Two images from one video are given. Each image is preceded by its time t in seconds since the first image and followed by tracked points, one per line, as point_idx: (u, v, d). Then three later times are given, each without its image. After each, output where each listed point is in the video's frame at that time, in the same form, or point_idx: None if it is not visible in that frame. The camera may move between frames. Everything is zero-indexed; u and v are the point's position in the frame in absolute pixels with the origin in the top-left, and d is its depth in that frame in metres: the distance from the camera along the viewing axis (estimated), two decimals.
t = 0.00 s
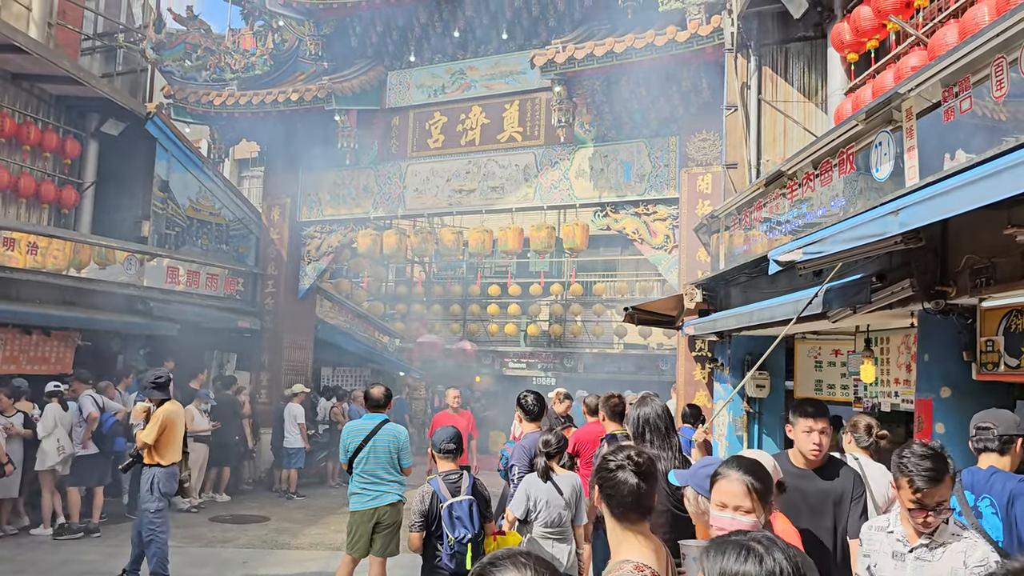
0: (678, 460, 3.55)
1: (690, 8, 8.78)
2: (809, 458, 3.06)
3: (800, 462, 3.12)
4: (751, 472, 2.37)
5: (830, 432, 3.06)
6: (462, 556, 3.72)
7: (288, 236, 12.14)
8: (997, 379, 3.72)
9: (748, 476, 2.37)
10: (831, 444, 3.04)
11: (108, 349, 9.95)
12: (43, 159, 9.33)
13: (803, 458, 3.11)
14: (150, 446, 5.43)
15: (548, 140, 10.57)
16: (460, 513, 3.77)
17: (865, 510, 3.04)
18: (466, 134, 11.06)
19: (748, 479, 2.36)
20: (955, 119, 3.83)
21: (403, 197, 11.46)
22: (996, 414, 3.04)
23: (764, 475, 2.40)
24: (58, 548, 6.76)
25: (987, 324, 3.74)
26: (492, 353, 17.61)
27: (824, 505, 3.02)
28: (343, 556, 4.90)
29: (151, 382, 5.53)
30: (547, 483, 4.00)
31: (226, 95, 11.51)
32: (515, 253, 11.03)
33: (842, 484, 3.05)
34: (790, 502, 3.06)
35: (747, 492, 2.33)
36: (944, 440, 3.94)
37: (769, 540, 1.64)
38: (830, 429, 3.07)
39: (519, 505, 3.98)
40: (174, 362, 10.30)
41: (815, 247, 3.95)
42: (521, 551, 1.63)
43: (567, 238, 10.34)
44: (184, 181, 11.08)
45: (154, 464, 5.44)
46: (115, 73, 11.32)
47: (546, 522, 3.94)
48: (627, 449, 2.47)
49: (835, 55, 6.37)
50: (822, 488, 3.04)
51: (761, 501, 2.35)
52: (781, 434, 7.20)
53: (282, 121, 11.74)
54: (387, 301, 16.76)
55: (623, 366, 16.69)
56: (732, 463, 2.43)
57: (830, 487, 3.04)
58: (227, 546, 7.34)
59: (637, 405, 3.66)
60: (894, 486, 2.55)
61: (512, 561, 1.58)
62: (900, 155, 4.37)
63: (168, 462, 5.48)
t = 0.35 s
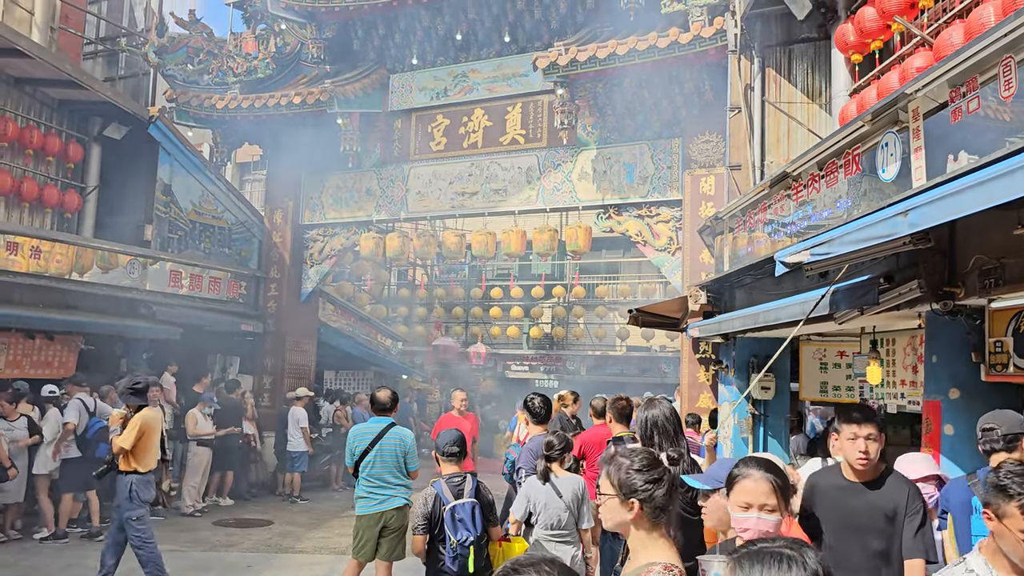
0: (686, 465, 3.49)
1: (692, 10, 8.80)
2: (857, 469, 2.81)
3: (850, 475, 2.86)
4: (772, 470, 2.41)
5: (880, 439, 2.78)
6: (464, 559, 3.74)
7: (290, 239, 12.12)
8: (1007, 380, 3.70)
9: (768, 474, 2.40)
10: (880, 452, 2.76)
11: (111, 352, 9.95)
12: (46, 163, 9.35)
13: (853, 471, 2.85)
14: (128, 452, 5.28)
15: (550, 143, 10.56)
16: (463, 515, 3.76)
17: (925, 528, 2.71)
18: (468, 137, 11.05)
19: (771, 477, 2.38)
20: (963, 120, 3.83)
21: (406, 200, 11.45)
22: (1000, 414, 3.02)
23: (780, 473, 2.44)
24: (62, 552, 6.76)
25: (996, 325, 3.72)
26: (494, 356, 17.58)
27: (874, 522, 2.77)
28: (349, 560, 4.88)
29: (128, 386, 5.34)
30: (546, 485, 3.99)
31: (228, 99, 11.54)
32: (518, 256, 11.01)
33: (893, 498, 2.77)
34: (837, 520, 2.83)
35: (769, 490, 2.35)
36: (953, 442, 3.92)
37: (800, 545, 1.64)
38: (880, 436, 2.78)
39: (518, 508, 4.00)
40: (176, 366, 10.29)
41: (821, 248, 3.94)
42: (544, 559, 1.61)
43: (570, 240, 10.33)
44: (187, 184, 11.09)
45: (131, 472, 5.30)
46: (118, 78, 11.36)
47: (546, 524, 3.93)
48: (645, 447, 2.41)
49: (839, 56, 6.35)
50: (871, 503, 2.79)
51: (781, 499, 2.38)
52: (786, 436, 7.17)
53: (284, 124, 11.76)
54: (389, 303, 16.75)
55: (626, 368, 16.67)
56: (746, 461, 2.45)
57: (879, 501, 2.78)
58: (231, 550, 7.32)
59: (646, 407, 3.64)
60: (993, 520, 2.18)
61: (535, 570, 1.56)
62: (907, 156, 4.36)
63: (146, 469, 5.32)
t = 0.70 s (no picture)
0: (676, 467, 3.45)
1: (684, 9, 8.80)
2: (888, 487, 2.52)
3: (881, 496, 2.56)
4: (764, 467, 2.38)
5: (909, 452, 2.53)
6: (455, 560, 3.65)
7: (281, 241, 12.01)
8: (998, 380, 3.68)
9: (760, 471, 2.37)
10: (911, 464, 2.50)
11: (101, 354, 9.87)
12: (36, 163, 9.28)
13: (884, 491, 2.55)
14: (79, 452, 4.96)
15: (543, 143, 10.53)
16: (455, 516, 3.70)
17: (976, 551, 2.37)
18: (461, 136, 11.00)
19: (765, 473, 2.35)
20: (954, 117, 3.81)
21: (398, 201, 11.39)
22: (1006, 409, 2.98)
23: (770, 471, 2.41)
24: (48, 556, 6.68)
25: (988, 324, 3.70)
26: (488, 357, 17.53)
27: (918, 549, 2.43)
28: (338, 562, 4.83)
29: (79, 385, 5.05)
30: (529, 486, 3.98)
31: (219, 99, 11.46)
32: (510, 257, 10.96)
33: (936, 518, 2.45)
34: (876, 550, 2.51)
35: (764, 486, 2.32)
36: (945, 442, 3.90)
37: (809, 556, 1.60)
38: (908, 448, 2.54)
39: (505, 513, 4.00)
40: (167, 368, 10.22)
41: (811, 247, 3.91)
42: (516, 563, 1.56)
43: (562, 240, 10.30)
44: (178, 185, 11.01)
45: (84, 472, 5.02)
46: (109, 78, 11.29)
47: (533, 526, 3.91)
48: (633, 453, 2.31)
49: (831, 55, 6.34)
50: (912, 527, 2.47)
51: (775, 497, 2.34)
52: (778, 436, 7.15)
53: (276, 124, 11.69)
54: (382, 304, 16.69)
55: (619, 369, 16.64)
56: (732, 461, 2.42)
57: (921, 524, 2.46)
58: (220, 553, 7.25)
59: (635, 408, 3.61)
60: None
61: (507, 573, 1.52)
62: (898, 154, 4.34)
63: (98, 470, 5.02)
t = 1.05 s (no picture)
0: (643, 472, 3.37)
1: (671, 11, 8.75)
2: (918, 501, 2.18)
3: (908, 512, 2.21)
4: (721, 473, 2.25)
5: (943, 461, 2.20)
6: (422, 560, 3.52)
7: (265, 239, 11.87)
8: (973, 387, 3.60)
9: (720, 481, 2.24)
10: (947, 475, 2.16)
11: (79, 351, 9.72)
12: (15, 157, 9.14)
13: (910, 505, 2.21)
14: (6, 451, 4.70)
15: (529, 144, 10.46)
16: (425, 515, 3.58)
17: None
18: (447, 137, 10.92)
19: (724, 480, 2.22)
20: (933, 117, 3.75)
21: (383, 201, 11.31)
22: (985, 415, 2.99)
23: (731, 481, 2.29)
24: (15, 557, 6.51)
25: (964, 329, 3.62)
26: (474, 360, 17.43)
27: None
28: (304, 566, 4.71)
29: (9, 382, 4.81)
30: (495, 491, 3.85)
31: (205, 95, 11.30)
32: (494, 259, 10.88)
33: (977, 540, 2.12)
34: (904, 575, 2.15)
35: (723, 496, 2.19)
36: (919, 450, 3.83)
37: None
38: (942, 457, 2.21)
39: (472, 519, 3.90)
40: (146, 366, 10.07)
41: (783, 249, 3.83)
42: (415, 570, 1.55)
43: (546, 243, 10.23)
44: (160, 181, 10.86)
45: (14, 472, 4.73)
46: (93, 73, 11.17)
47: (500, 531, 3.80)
48: (579, 458, 2.20)
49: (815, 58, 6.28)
50: (944, 548, 2.13)
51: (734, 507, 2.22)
52: (758, 442, 7.09)
53: (261, 121, 11.58)
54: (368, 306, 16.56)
55: (606, 374, 16.57)
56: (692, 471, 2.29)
57: (957, 545, 2.13)
58: (191, 555, 7.09)
59: (601, 411, 3.52)
60: None
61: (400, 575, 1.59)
62: (877, 156, 4.27)
63: (27, 469, 4.74)
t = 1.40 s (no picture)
0: (603, 477, 3.23)
1: (657, 9, 8.67)
2: (984, 547, 1.73)
3: (970, 559, 1.74)
4: (695, 488, 2.04)
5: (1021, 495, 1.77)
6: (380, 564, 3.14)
7: (246, 235, 11.69)
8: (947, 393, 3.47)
9: (689, 495, 2.03)
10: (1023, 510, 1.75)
11: (52, 347, 9.51)
12: None
13: (972, 549, 1.75)
14: None
15: (513, 142, 10.34)
16: (388, 518, 3.20)
17: None
18: (431, 133, 10.78)
19: (695, 496, 2.02)
20: (909, 113, 3.65)
21: (365, 198, 11.16)
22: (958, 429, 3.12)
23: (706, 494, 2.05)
24: None
25: (938, 333, 3.49)
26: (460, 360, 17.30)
27: None
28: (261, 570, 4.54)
29: None
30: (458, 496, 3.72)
31: (186, 88, 11.09)
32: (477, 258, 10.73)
33: None
34: None
35: (684, 510, 1.99)
36: (892, 457, 3.72)
37: None
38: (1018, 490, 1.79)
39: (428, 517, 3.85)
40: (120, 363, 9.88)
41: (749, 248, 3.83)
42: None
43: (529, 242, 10.09)
44: (138, 173, 10.69)
45: None
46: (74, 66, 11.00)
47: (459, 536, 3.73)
48: (495, 457, 2.16)
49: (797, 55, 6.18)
50: None
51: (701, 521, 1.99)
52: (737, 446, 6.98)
53: (242, 117, 11.38)
54: (352, 304, 16.39)
55: (592, 376, 16.45)
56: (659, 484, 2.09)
57: None
58: (157, 555, 6.87)
59: (563, 413, 3.38)
60: None
61: None
62: (853, 153, 4.16)
63: None
